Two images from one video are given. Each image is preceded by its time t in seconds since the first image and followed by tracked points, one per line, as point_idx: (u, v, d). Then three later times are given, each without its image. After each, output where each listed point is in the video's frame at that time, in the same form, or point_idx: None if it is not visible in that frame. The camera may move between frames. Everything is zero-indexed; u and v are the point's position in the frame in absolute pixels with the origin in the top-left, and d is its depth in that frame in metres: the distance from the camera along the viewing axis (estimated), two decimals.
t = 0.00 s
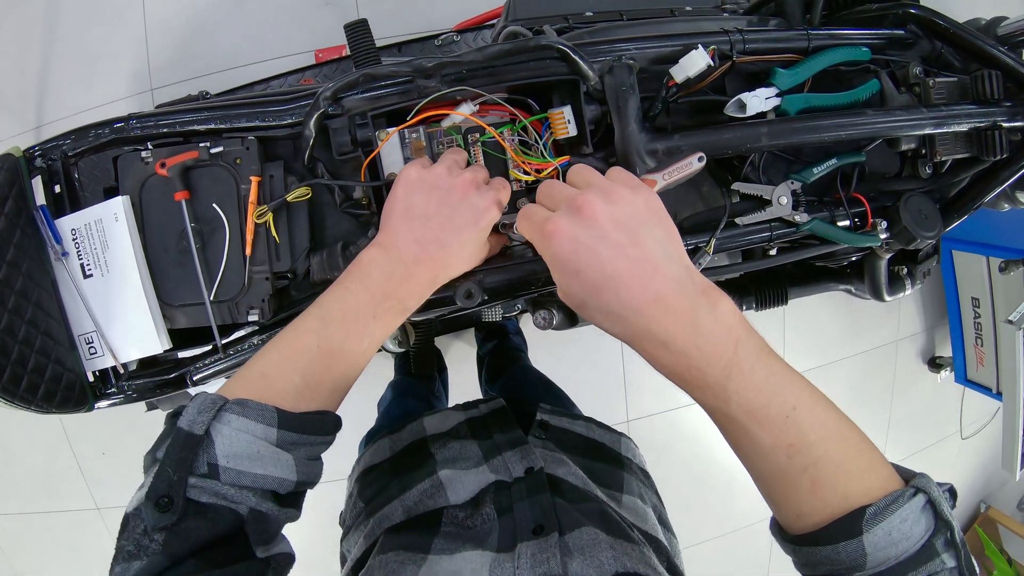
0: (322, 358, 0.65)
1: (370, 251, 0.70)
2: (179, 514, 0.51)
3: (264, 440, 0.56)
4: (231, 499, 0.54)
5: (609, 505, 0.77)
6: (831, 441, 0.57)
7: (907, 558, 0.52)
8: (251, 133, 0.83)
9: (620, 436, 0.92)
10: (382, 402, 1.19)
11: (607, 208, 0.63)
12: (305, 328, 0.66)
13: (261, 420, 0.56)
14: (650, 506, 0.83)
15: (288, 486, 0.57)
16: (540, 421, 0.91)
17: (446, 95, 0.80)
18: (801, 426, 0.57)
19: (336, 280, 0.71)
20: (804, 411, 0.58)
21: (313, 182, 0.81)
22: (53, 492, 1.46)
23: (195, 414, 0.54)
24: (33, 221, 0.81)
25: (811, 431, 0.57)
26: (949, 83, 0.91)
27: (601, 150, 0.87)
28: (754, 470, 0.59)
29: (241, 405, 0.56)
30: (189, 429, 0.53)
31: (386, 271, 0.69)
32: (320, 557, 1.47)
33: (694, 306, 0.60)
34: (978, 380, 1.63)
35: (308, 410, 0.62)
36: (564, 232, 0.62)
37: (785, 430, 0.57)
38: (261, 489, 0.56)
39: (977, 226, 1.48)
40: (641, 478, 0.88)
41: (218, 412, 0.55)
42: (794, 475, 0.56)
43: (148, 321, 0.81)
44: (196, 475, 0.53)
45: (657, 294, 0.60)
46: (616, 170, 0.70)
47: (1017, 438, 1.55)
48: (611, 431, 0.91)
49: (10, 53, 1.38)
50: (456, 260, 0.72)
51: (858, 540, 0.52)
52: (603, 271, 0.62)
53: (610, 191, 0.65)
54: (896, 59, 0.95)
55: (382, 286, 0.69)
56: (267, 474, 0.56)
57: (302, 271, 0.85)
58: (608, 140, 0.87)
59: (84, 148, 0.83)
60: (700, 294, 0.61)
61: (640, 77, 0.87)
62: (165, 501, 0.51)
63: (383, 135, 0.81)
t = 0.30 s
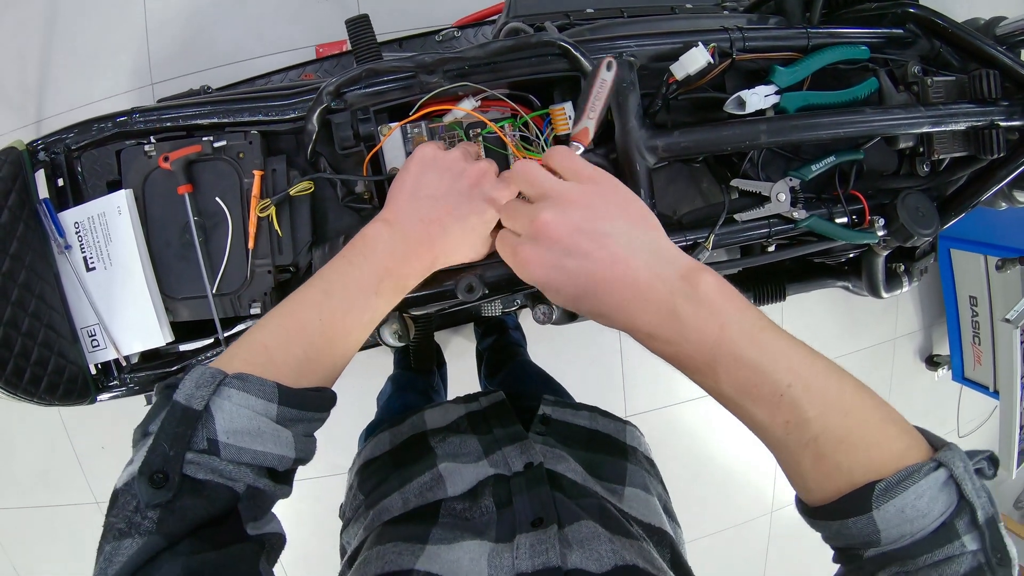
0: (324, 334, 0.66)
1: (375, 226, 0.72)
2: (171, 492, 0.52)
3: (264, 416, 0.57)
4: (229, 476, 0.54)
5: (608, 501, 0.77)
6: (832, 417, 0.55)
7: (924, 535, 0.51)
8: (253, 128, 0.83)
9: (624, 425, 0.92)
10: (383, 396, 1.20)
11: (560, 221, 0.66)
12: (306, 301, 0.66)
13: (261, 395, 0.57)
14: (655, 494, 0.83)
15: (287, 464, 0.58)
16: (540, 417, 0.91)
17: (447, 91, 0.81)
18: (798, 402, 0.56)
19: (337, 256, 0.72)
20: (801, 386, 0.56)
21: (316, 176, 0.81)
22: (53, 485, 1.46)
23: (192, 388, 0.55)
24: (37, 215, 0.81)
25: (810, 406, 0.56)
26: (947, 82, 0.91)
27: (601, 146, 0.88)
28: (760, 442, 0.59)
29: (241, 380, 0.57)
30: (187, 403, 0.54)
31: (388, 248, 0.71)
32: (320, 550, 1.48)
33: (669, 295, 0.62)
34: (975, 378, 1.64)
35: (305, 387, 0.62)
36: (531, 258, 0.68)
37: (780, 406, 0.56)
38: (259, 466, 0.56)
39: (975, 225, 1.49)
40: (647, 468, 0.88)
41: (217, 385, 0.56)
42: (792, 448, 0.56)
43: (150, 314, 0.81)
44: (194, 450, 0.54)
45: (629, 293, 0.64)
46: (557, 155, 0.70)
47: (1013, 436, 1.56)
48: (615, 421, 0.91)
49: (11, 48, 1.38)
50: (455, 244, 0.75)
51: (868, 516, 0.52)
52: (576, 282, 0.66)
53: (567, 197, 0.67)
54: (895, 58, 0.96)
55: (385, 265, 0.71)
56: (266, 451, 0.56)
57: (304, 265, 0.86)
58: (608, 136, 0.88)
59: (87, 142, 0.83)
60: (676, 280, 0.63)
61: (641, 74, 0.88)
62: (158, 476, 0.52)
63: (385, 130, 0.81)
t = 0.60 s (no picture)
0: (321, 326, 0.66)
1: (371, 219, 0.73)
2: (169, 485, 0.52)
3: (262, 408, 0.57)
4: (227, 468, 0.55)
5: (609, 504, 0.77)
6: (840, 370, 0.54)
7: (957, 504, 0.50)
8: (251, 123, 0.83)
9: (634, 415, 0.91)
10: (381, 392, 1.20)
11: (549, 190, 0.65)
12: (303, 293, 0.67)
13: (259, 386, 0.57)
14: (666, 485, 0.82)
15: (285, 455, 0.58)
16: (545, 417, 0.91)
17: (445, 86, 0.81)
18: (804, 355, 0.55)
19: (334, 247, 0.72)
20: (805, 338, 0.56)
21: (313, 171, 0.81)
22: (53, 482, 1.47)
23: (190, 382, 0.55)
24: (35, 210, 0.81)
25: (817, 359, 0.55)
26: (945, 78, 0.92)
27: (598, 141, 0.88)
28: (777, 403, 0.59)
29: (239, 373, 0.57)
30: (186, 395, 0.55)
31: (384, 242, 0.72)
32: (318, 547, 1.48)
33: (664, 250, 0.61)
34: (975, 375, 1.64)
35: (302, 379, 0.62)
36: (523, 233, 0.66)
37: (787, 360, 0.56)
38: (257, 458, 0.57)
39: (975, 222, 1.49)
40: (658, 456, 0.87)
41: (215, 378, 0.56)
42: (806, 406, 0.56)
43: (149, 309, 0.82)
44: (191, 443, 0.54)
45: (624, 251, 0.62)
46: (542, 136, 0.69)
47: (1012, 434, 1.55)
48: (623, 413, 0.91)
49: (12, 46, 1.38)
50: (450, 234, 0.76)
51: (893, 480, 0.51)
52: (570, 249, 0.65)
53: (549, 168, 0.66)
54: (893, 53, 0.96)
55: (382, 257, 0.72)
56: (265, 443, 0.56)
57: (302, 260, 0.86)
58: (606, 131, 0.88)
59: (85, 138, 0.83)
60: (668, 236, 0.62)
61: (638, 69, 0.88)
62: (156, 468, 0.52)
63: (383, 125, 0.82)
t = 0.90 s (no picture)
0: (321, 322, 0.65)
1: (370, 215, 0.72)
2: (167, 484, 0.52)
3: (261, 405, 0.56)
4: (225, 465, 0.54)
5: (608, 504, 0.76)
6: (839, 375, 0.54)
7: (945, 512, 0.49)
8: (248, 120, 0.83)
9: (633, 419, 0.91)
10: (381, 390, 1.19)
11: (553, 180, 0.63)
12: (303, 289, 0.66)
13: (257, 383, 0.56)
14: (665, 488, 0.82)
15: (285, 453, 0.58)
16: (546, 418, 0.90)
17: (442, 82, 0.80)
18: (803, 358, 0.55)
19: (332, 245, 0.72)
20: (805, 342, 0.55)
21: (311, 168, 0.81)
22: (52, 483, 1.46)
23: (187, 379, 0.55)
24: (30, 209, 0.80)
25: (817, 363, 0.54)
26: (948, 72, 0.91)
27: (597, 136, 0.87)
28: (770, 411, 0.58)
29: (236, 369, 0.56)
30: (183, 393, 0.54)
31: (385, 236, 0.72)
32: (319, 547, 1.48)
33: (665, 246, 0.61)
34: (975, 371, 1.64)
35: (303, 375, 0.61)
36: (523, 219, 0.63)
37: (786, 363, 0.55)
38: (256, 455, 0.56)
39: (977, 218, 1.48)
40: (656, 459, 0.86)
41: (213, 375, 0.55)
42: (802, 413, 0.54)
43: (145, 308, 0.81)
44: (189, 440, 0.53)
45: (625, 243, 0.61)
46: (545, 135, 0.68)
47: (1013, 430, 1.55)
48: (623, 416, 0.90)
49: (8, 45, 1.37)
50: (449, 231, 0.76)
51: (886, 488, 0.50)
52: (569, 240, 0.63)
53: (553, 160, 0.64)
54: (895, 47, 0.95)
55: (384, 252, 0.71)
56: (264, 440, 0.56)
57: (300, 258, 0.85)
58: (606, 127, 0.88)
59: (80, 136, 0.82)
60: (670, 233, 0.62)
61: (638, 64, 0.87)
62: (154, 468, 0.52)
63: (381, 121, 0.81)
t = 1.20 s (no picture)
0: (321, 316, 0.66)
1: (370, 210, 0.73)
2: (169, 478, 0.52)
3: (263, 398, 0.57)
4: (228, 458, 0.55)
5: (606, 499, 0.77)
6: (830, 368, 0.54)
7: (937, 507, 0.50)
8: (247, 117, 0.83)
9: (632, 413, 0.91)
10: (382, 387, 1.20)
11: (552, 166, 0.64)
12: (304, 282, 0.67)
13: (260, 376, 0.57)
14: (663, 484, 0.82)
15: (287, 446, 0.59)
16: (544, 413, 0.91)
17: (440, 78, 0.81)
18: (794, 350, 0.55)
19: (331, 240, 0.72)
20: (796, 335, 0.56)
21: (311, 164, 0.82)
22: (55, 482, 1.47)
23: (191, 373, 0.55)
24: (33, 208, 0.81)
25: (808, 356, 0.55)
26: (942, 64, 0.91)
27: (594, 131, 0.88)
28: (761, 404, 0.58)
29: (240, 363, 0.57)
30: (188, 387, 0.55)
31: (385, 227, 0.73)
32: (321, 544, 1.48)
33: (657, 238, 0.61)
34: (975, 365, 1.63)
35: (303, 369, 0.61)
36: (519, 198, 0.64)
37: (777, 356, 0.55)
38: (260, 448, 0.57)
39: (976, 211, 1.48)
40: (655, 455, 0.86)
41: (216, 368, 0.56)
42: (794, 407, 0.55)
43: (147, 305, 0.81)
44: (194, 434, 0.54)
45: (619, 231, 0.62)
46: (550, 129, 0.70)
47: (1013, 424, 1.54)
48: (622, 411, 0.91)
49: (9, 46, 1.38)
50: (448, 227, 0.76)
51: (878, 484, 0.51)
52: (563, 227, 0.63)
53: (553, 148, 0.66)
54: (890, 40, 0.95)
55: (383, 247, 0.72)
56: (267, 433, 0.57)
57: (300, 254, 0.85)
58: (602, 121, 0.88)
59: (82, 135, 0.83)
60: (663, 225, 0.62)
61: (633, 59, 0.87)
62: (157, 462, 0.52)
63: (379, 117, 0.81)
